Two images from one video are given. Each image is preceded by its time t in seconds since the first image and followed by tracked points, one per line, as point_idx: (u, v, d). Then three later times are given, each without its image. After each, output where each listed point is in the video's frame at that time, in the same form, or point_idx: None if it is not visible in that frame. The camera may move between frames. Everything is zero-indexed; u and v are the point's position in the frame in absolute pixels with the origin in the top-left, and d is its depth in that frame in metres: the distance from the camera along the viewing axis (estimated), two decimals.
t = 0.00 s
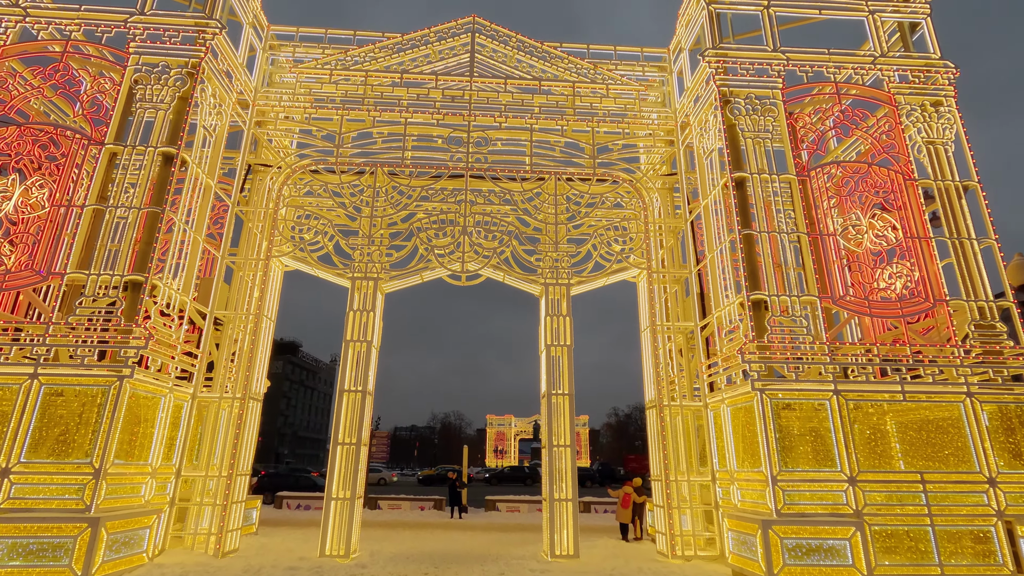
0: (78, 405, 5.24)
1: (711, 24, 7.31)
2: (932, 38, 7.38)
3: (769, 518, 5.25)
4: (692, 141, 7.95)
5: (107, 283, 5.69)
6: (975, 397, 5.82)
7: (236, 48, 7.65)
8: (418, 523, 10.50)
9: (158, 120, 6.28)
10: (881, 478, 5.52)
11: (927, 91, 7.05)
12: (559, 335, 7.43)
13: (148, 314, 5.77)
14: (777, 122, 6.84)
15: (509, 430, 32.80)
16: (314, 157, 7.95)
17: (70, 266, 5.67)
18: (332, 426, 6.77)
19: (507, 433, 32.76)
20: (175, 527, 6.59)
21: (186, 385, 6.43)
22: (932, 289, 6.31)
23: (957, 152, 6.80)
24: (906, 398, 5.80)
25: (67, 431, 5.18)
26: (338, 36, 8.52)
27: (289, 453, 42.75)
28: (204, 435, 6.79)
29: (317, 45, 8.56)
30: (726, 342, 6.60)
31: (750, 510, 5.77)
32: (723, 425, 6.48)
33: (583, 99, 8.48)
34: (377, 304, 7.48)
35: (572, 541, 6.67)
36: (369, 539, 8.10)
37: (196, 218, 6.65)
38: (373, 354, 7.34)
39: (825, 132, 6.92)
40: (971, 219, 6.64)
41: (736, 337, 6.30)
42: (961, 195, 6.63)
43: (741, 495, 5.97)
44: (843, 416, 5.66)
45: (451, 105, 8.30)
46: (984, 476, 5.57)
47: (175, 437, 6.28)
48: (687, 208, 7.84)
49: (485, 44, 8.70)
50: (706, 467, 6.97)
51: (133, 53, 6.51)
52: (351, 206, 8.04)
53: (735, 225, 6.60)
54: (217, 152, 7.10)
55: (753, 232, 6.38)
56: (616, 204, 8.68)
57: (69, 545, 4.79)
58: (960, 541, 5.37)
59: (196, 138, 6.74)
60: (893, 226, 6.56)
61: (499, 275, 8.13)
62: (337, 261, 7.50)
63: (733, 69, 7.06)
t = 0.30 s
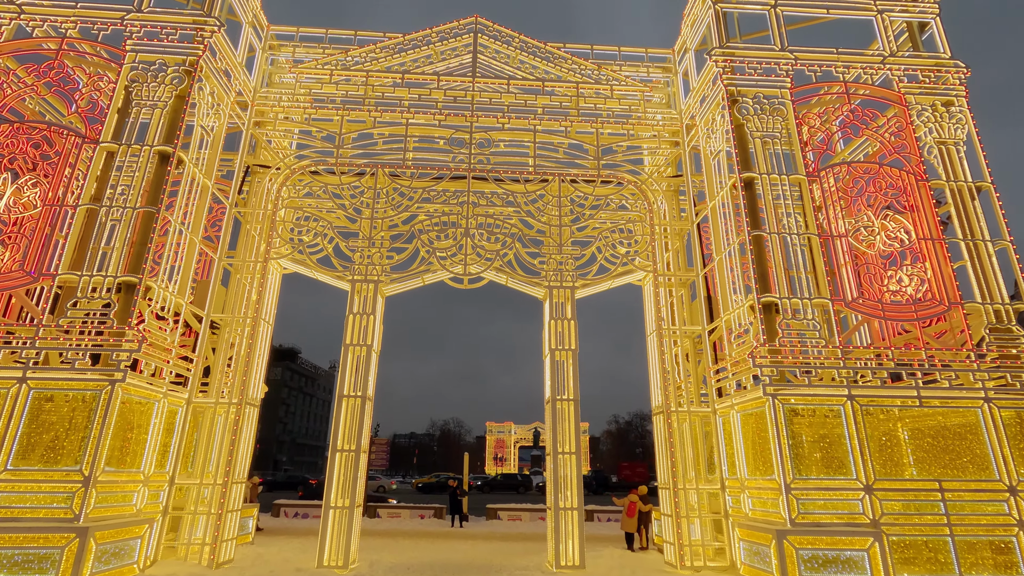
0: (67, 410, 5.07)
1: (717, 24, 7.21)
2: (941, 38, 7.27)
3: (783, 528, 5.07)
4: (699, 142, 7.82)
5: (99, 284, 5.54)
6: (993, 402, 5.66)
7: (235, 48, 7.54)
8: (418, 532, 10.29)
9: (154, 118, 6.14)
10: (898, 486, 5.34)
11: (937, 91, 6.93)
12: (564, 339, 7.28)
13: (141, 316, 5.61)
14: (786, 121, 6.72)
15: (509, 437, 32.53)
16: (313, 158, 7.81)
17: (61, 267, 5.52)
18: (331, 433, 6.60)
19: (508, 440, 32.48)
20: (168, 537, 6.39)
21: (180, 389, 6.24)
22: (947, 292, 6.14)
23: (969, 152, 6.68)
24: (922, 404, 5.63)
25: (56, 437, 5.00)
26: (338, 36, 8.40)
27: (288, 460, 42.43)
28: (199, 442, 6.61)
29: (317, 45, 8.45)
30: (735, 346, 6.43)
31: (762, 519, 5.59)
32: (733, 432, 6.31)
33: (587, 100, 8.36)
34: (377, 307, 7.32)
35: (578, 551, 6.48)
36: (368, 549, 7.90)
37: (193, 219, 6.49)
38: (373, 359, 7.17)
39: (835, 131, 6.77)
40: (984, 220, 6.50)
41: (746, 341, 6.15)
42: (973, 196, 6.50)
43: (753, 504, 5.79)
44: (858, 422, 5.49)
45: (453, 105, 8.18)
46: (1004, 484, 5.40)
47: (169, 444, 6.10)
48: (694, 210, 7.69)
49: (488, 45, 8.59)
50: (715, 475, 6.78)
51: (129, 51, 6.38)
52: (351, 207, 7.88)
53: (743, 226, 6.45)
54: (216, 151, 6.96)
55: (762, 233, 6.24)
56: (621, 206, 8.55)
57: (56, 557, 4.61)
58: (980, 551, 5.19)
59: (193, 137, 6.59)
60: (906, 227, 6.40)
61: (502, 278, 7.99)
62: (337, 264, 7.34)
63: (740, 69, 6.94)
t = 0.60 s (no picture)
0: (60, 416, 4.92)
1: (726, 22, 7.08)
2: (955, 36, 7.13)
3: (801, 539, 4.88)
4: (707, 143, 7.69)
5: (95, 287, 5.40)
6: (1016, 408, 5.47)
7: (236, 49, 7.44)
8: (421, 542, 10.08)
9: (153, 118, 6.02)
10: (920, 496, 5.15)
11: (952, 90, 6.78)
12: (570, 344, 7.12)
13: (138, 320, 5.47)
14: (797, 120, 6.57)
15: (512, 444, 32.27)
16: (315, 159, 7.68)
17: (56, 269, 5.39)
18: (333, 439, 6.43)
19: (510, 447, 32.20)
20: (165, 547, 6.21)
21: (178, 395, 6.09)
22: (967, 294, 5.94)
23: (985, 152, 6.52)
24: (943, 410, 5.45)
25: (48, 445, 4.85)
26: (341, 36, 8.30)
27: (289, 467, 42.19)
28: (197, 449, 6.44)
29: (319, 46, 8.35)
30: (747, 350, 6.25)
31: (777, 530, 5.40)
32: (746, 439, 6.12)
33: (593, 101, 8.24)
34: (380, 310, 7.17)
35: (586, 562, 6.29)
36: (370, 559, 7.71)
37: (192, 221, 6.35)
38: (375, 364, 7.01)
39: (847, 130, 6.62)
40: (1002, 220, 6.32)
41: (759, 345, 5.97)
42: (991, 196, 6.33)
43: (767, 513, 5.60)
44: (876, 429, 5.30)
45: (456, 106, 8.05)
46: None
47: (166, 451, 5.94)
48: (702, 212, 7.53)
49: (492, 45, 8.48)
50: (726, 483, 6.59)
51: (128, 50, 6.27)
52: (354, 210, 7.74)
53: (755, 227, 6.28)
54: (216, 153, 6.83)
55: (775, 234, 6.07)
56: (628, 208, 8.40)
57: (46, 569, 4.44)
58: (1006, 563, 5.00)
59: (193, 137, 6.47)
60: (922, 228, 6.20)
61: (508, 281, 7.89)
62: (339, 267, 7.20)
63: (750, 67, 6.81)
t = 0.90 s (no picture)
0: (50, 420, 4.75)
1: (734, 18, 6.95)
2: (967, 31, 6.99)
3: (818, 548, 4.69)
4: (714, 141, 7.54)
5: (88, 286, 5.24)
6: None
7: (235, 46, 7.32)
8: (422, 549, 9.88)
9: (150, 114, 5.89)
10: (941, 503, 4.96)
11: (965, 86, 6.63)
12: (576, 346, 6.97)
13: (131, 319, 5.31)
14: (807, 117, 6.41)
15: (513, 450, 32.02)
16: (315, 158, 7.54)
17: (47, 268, 5.24)
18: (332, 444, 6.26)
19: (512, 453, 31.95)
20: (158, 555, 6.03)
21: (173, 398, 5.93)
22: (985, 294, 5.76)
23: (1001, 149, 6.36)
24: (963, 413, 5.26)
25: (37, 449, 4.68)
26: (341, 35, 8.19)
27: (289, 474, 41.94)
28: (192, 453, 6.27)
29: (320, 44, 8.23)
30: (758, 352, 6.08)
31: (792, 538, 5.21)
32: (757, 444, 5.93)
33: (598, 99, 8.10)
34: (381, 312, 7.02)
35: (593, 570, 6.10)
36: (371, 568, 7.51)
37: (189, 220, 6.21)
38: (376, 367, 6.85)
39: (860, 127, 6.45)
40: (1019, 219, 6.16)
41: (770, 347, 5.80)
42: (1008, 194, 6.16)
43: (781, 521, 5.41)
44: (894, 433, 5.11)
45: (459, 105, 7.92)
46: None
47: (160, 456, 5.77)
48: (710, 212, 7.37)
49: (495, 44, 8.36)
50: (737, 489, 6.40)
51: (124, 46, 6.15)
52: (355, 209, 7.61)
53: (766, 226, 6.12)
54: (214, 151, 6.69)
55: (786, 232, 5.90)
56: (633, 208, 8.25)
57: None
58: None
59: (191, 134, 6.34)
60: (939, 227, 6.02)
61: (511, 282, 7.86)
62: (339, 268, 7.04)
63: (758, 64, 6.66)
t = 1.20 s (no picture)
0: (36, 423, 4.58)
1: (741, 12, 6.81)
2: (979, 25, 6.83)
3: (836, 557, 4.49)
4: (721, 138, 7.38)
5: (77, 284, 5.06)
6: None
7: (233, 41, 7.18)
8: (423, 556, 9.67)
9: (143, 108, 5.73)
10: (963, 510, 4.76)
11: (979, 81, 6.46)
12: (580, 347, 6.79)
13: (122, 319, 5.13)
14: (818, 112, 6.24)
15: (514, 456, 31.74)
16: (312, 156, 7.37)
17: (35, 266, 5.07)
18: (330, 448, 6.07)
19: (512, 458, 31.69)
20: (149, 564, 5.84)
21: (166, 401, 5.75)
22: (1004, 293, 5.57)
23: (1017, 144, 6.19)
24: (983, 417, 5.06)
25: (21, 453, 4.50)
26: (341, 31, 8.06)
27: (289, 479, 41.65)
28: (185, 458, 6.08)
29: (319, 41, 8.10)
30: (769, 353, 5.88)
31: (807, 546, 5.01)
32: (769, 448, 5.73)
33: (602, 96, 7.95)
34: (380, 312, 6.84)
35: None
36: None
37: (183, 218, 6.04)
38: (374, 369, 6.67)
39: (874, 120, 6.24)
40: None
41: (780, 347, 5.62)
42: None
43: (794, 528, 5.21)
44: (913, 436, 4.92)
45: (460, 102, 7.77)
46: None
47: (152, 461, 5.58)
48: (717, 210, 7.19)
49: (497, 41, 8.22)
50: (747, 495, 6.21)
51: (118, 40, 5.99)
52: (354, 208, 7.45)
53: (776, 223, 5.93)
54: (209, 148, 6.53)
55: (797, 229, 5.72)
56: (638, 206, 8.08)
57: None
58: None
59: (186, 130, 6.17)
60: (955, 224, 5.84)
61: (513, 282, 7.76)
62: (337, 267, 6.86)
63: (766, 58, 6.49)
